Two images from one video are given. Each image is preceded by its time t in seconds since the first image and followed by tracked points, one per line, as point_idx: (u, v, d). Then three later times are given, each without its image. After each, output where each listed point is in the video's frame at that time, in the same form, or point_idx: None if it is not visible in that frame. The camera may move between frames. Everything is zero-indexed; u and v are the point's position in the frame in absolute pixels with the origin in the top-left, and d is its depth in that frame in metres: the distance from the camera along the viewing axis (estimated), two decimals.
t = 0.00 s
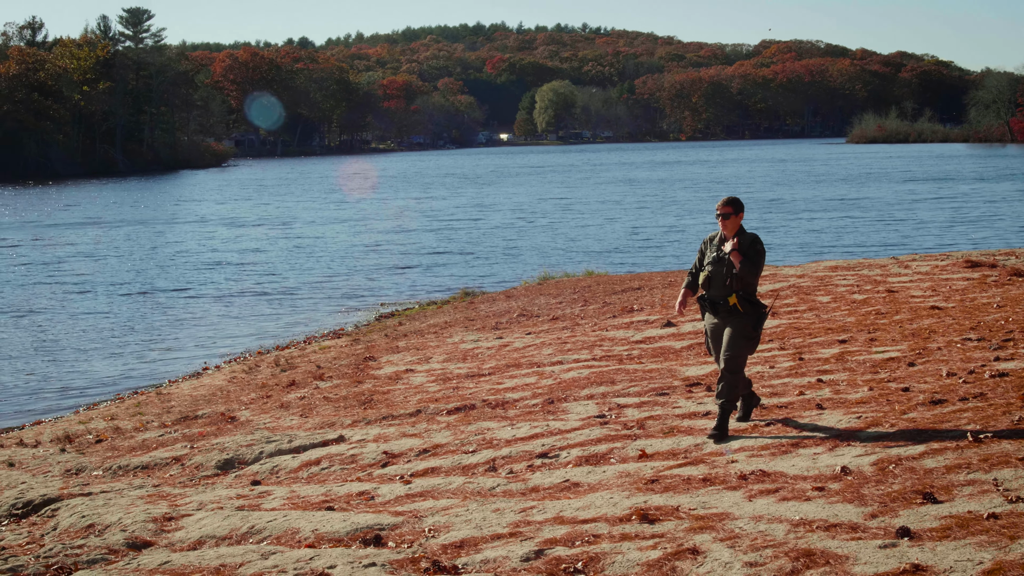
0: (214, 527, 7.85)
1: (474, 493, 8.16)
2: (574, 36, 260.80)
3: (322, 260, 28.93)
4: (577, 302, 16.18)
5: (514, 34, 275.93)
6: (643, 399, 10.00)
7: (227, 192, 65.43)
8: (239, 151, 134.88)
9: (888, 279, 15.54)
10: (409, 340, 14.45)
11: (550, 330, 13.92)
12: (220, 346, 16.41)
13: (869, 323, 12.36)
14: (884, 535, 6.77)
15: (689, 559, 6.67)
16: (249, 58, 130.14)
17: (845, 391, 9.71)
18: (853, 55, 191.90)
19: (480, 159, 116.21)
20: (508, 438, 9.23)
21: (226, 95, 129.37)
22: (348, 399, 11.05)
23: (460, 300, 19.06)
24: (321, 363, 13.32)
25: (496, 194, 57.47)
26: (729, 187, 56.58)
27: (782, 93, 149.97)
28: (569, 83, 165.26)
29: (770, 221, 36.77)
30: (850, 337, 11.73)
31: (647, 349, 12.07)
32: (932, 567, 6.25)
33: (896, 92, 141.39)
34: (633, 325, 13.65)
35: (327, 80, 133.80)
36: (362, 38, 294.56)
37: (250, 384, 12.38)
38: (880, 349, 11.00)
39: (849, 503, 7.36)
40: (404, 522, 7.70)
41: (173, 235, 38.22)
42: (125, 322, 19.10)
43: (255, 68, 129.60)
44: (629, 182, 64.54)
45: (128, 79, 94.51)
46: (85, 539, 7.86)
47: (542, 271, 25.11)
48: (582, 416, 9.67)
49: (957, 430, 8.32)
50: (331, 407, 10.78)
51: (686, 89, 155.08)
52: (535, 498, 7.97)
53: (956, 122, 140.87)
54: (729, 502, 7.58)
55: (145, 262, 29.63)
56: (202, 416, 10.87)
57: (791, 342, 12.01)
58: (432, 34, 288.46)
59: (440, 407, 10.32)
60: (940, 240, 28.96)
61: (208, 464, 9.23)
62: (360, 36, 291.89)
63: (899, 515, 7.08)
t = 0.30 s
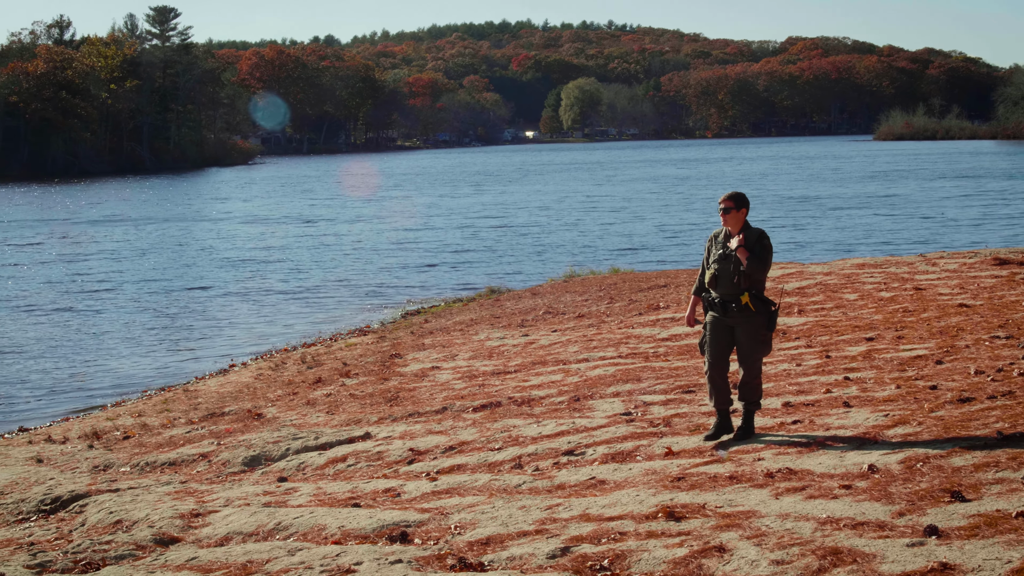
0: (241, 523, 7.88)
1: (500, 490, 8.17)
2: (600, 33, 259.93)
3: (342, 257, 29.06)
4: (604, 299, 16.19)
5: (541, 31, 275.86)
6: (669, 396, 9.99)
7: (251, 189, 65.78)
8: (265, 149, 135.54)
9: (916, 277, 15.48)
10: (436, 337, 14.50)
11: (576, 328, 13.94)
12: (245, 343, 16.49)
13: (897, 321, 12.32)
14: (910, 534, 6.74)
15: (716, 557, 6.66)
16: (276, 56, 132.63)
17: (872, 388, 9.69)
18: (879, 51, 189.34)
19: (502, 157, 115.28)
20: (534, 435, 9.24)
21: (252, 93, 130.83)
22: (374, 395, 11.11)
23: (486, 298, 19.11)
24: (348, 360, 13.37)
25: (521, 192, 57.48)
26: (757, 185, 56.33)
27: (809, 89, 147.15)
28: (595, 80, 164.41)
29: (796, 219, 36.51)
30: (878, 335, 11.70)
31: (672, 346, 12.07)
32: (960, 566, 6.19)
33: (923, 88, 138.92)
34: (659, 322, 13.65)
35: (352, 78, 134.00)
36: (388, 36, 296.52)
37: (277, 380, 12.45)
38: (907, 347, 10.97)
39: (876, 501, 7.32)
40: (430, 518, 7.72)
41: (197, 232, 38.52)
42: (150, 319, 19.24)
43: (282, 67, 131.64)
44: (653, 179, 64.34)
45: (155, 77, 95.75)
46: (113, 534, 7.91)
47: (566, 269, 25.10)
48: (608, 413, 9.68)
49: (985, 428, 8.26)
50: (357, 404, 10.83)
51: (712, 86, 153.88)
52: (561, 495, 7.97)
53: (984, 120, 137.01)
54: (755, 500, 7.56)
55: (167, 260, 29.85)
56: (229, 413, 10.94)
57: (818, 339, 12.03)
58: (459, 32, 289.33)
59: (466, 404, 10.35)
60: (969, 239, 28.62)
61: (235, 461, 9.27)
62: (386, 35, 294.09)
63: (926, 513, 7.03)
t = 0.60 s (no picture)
0: (273, 512, 7.91)
1: (531, 480, 8.18)
2: (631, 23, 259.06)
3: (366, 248, 29.21)
4: (635, 289, 16.21)
5: (571, 21, 275.82)
6: (701, 387, 10.00)
7: (283, 179, 66.33)
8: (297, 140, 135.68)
9: (949, 267, 15.39)
10: (467, 328, 14.58)
11: (607, 318, 13.97)
12: (274, 333, 16.59)
13: (929, 311, 12.28)
14: (944, 525, 6.65)
15: (747, 548, 6.62)
16: (306, 47, 129.75)
17: (905, 379, 9.68)
18: (914, 41, 185.68)
19: (529, 148, 114.22)
20: (565, 425, 9.26)
21: (284, 85, 129.43)
22: (405, 385, 11.20)
23: (517, 288, 19.16)
24: (379, 350, 13.48)
25: (550, 182, 57.59)
26: (789, 175, 56.20)
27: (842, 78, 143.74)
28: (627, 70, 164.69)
29: (827, 210, 36.26)
30: (910, 325, 11.65)
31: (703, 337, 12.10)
32: (995, 558, 6.09)
33: (956, 78, 135.25)
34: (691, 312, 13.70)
35: (383, 69, 134.71)
36: (420, 26, 298.63)
37: (308, 370, 12.56)
38: (940, 338, 10.92)
39: (909, 492, 7.24)
40: (461, 509, 7.73)
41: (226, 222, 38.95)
42: (176, 309, 19.39)
43: (312, 57, 129.20)
44: (684, 169, 64.20)
45: (188, 68, 96.36)
46: (147, 523, 7.95)
47: (595, 260, 25.12)
48: (639, 403, 9.69)
49: (1020, 420, 8.17)
50: (389, 394, 10.90)
51: (744, 75, 153.01)
52: (592, 485, 7.97)
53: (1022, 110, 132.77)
54: (787, 490, 7.52)
55: (195, 250, 30.13)
56: (262, 402, 11.05)
57: (850, 329, 12.04)
58: (490, 22, 290.33)
59: (497, 394, 10.40)
60: (1004, 230, 28.29)
61: (267, 450, 9.34)
62: (417, 24, 296.48)
63: (959, 505, 6.94)
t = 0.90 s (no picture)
0: (302, 504, 7.92)
1: (559, 473, 8.18)
2: (661, 14, 258.13)
3: (388, 241, 29.29)
4: (663, 281, 16.19)
5: (601, 12, 275.53)
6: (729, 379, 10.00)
7: (309, 172, 66.67)
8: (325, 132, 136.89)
9: (981, 260, 15.29)
10: (496, 320, 14.62)
11: (636, 310, 13.97)
12: (299, 326, 16.63)
13: (960, 305, 12.22)
14: (974, 519, 6.56)
15: (777, 541, 6.57)
16: (335, 39, 131.11)
17: (935, 372, 9.64)
18: (945, 32, 182.60)
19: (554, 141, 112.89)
20: (594, 418, 9.28)
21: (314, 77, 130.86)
22: (434, 377, 11.25)
23: (545, 280, 19.17)
24: (408, 342, 13.53)
25: (580, 174, 57.64)
26: (820, 166, 55.89)
27: (872, 70, 140.81)
28: (657, 62, 165.78)
29: (856, 203, 35.93)
30: (941, 318, 11.59)
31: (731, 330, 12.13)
32: None
33: (987, 70, 131.64)
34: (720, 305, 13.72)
35: (412, 61, 134.79)
36: (451, 18, 299.98)
37: (338, 362, 12.62)
38: (971, 331, 10.86)
39: (939, 486, 7.16)
40: (489, 501, 7.73)
41: (251, 214, 39.22)
42: (198, 301, 19.48)
43: (342, 49, 130.35)
44: (713, 161, 63.92)
45: (217, 61, 97.07)
46: (176, 514, 7.99)
47: (622, 253, 25.07)
48: (668, 396, 9.68)
49: None
50: (418, 386, 10.94)
51: (774, 68, 152.04)
52: (621, 478, 7.97)
53: None
54: (816, 483, 7.48)
55: (219, 242, 30.33)
56: (291, 394, 11.11)
57: (879, 322, 12.01)
58: (519, 14, 291.14)
59: (526, 387, 10.43)
60: None
61: (296, 442, 9.39)
62: (447, 16, 298.01)
63: (990, 499, 6.84)
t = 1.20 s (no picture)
0: (324, 500, 7.92)
1: (581, 469, 8.18)
2: (682, 10, 257.28)
3: (404, 237, 29.31)
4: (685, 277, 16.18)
5: (622, 8, 275.12)
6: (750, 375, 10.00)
7: (328, 168, 66.84)
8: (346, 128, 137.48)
9: (1005, 257, 15.21)
10: (518, 316, 14.63)
11: (658, 306, 13.96)
12: (319, 322, 16.67)
13: (983, 302, 12.17)
14: (999, 516, 6.49)
15: (799, 538, 6.55)
16: (359, 35, 131.90)
17: (958, 368, 9.61)
18: (970, 28, 180.68)
19: (575, 136, 112.38)
20: (616, 414, 9.29)
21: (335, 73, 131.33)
22: (456, 373, 11.28)
23: (566, 277, 19.16)
24: (430, 338, 13.56)
25: (602, 170, 57.69)
26: (843, 163, 55.69)
27: (895, 65, 139.86)
28: (678, 58, 165.68)
29: (879, 199, 35.73)
30: (964, 315, 11.54)
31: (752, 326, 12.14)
32: None
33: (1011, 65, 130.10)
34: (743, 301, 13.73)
35: (434, 57, 135.50)
36: (473, 15, 300.73)
37: (360, 358, 12.66)
38: (994, 328, 10.82)
39: (963, 484, 7.11)
40: (511, 497, 7.73)
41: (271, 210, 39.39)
42: (214, 297, 19.55)
43: (367, 45, 131.01)
44: (735, 158, 63.78)
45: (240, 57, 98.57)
46: (199, 509, 8.01)
47: (643, 249, 25.04)
48: (690, 392, 9.67)
49: None
50: (440, 382, 10.97)
51: (797, 63, 150.05)
52: (643, 474, 7.96)
53: None
54: (838, 480, 7.44)
55: (238, 238, 30.47)
56: (312, 390, 11.14)
57: (901, 319, 11.98)
58: (540, 10, 291.50)
59: (549, 383, 10.45)
60: None
61: (319, 438, 9.43)
62: (468, 12, 298.47)
63: (1014, 496, 6.77)
